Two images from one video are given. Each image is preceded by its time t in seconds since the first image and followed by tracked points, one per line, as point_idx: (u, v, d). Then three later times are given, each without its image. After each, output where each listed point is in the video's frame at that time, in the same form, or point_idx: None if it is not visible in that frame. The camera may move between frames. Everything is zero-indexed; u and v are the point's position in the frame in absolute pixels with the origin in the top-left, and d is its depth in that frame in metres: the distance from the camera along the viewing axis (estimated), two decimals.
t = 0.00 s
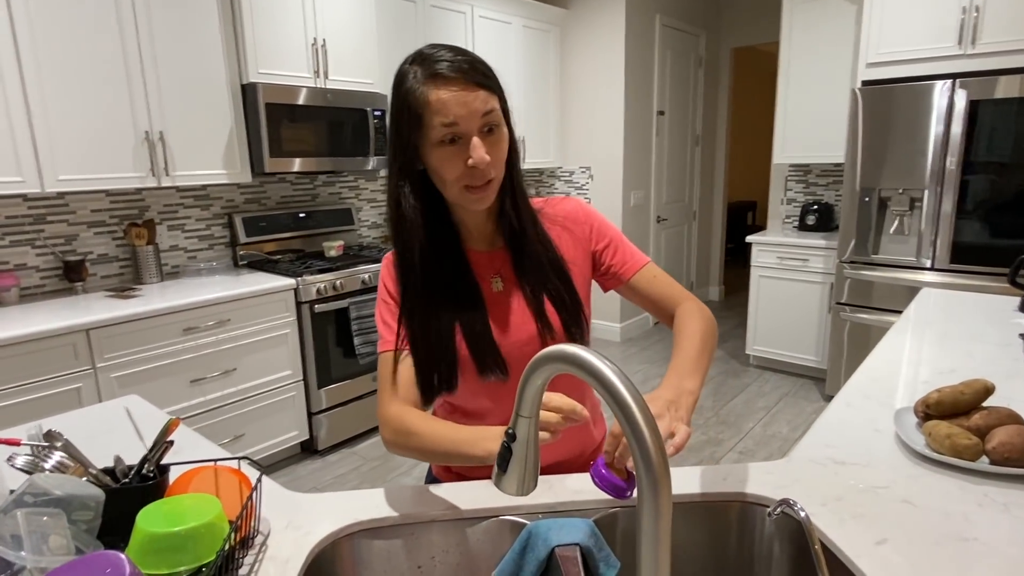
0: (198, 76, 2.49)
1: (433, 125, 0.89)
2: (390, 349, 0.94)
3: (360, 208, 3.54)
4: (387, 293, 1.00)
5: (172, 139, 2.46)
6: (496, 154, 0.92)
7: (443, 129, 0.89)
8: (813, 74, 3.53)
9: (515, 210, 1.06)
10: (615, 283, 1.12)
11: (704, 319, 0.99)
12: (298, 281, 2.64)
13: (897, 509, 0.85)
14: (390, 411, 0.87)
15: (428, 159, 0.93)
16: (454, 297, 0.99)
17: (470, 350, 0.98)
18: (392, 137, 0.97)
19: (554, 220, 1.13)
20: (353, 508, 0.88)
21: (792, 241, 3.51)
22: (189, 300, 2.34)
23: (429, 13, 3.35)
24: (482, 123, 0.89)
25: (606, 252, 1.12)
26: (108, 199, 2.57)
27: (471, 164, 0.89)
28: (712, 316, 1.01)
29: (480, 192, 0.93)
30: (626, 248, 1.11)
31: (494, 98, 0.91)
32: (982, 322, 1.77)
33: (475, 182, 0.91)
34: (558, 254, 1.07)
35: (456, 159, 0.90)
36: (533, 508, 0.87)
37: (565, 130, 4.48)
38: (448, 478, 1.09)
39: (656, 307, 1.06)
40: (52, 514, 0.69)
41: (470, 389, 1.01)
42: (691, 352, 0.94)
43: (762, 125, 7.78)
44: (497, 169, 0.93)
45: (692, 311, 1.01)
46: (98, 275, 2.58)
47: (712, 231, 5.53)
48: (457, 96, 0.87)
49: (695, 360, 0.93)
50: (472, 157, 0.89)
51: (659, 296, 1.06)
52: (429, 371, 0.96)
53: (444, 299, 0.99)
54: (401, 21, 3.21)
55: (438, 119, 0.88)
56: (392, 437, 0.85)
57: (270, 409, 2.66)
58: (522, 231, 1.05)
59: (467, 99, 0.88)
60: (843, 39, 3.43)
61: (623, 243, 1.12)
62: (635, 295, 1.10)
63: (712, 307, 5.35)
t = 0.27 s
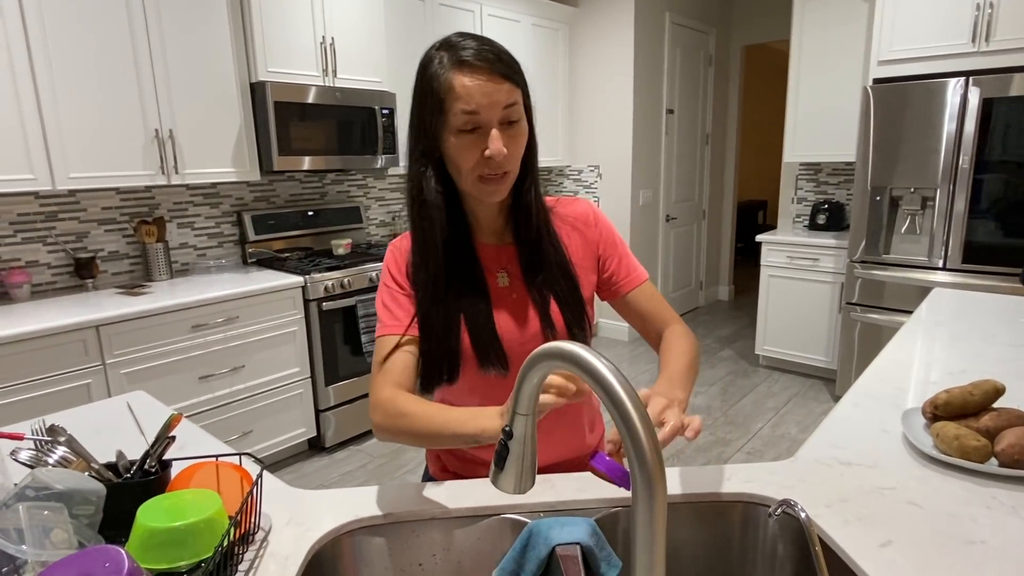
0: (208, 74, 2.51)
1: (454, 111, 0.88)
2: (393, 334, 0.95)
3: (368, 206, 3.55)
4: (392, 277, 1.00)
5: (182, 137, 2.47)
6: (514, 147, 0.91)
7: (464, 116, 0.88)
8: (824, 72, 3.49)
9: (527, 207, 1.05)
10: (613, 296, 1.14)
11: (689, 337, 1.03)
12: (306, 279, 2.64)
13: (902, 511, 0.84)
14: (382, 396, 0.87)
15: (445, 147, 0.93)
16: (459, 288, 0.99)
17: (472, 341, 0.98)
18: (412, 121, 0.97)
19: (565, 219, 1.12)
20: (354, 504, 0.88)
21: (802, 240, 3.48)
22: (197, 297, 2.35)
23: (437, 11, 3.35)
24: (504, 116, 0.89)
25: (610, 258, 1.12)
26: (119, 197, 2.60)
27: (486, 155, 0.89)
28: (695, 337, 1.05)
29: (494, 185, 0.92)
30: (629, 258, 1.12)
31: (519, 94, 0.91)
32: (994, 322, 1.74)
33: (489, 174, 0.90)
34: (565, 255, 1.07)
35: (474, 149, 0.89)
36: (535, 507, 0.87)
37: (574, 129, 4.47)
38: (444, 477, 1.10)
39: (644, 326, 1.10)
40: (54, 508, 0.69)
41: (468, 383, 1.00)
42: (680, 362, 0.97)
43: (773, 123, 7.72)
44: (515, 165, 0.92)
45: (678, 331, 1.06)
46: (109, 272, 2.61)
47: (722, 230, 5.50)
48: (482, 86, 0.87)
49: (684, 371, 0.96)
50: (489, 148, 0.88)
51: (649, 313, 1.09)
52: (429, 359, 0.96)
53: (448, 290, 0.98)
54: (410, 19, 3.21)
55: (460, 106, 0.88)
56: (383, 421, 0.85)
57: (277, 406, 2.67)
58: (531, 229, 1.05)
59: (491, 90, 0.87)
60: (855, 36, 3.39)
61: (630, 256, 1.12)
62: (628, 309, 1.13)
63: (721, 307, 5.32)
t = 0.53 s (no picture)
0: (215, 73, 2.52)
1: (481, 101, 0.88)
2: (393, 314, 0.93)
3: (375, 205, 3.55)
4: (396, 260, 1.00)
5: (189, 136, 2.48)
6: (534, 143, 0.91)
7: (490, 108, 0.88)
8: (834, 70, 3.46)
9: (536, 203, 1.05)
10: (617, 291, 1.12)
11: (697, 339, 1.00)
12: (312, 277, 2.65)
13: (908, 513, 0.83)
14: (374, 374, 0.85)
15: (465, 135, 0.93)
16: (462, 276, 0.99)
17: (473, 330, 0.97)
18: (434, 103, 0.96)
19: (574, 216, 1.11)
20: (354, 502, 0.88)
21: (811, 239, 3.46)
22: (204, 295, 2.36)
23: (444, 9, 3.35)
24: (529, 114, 0.89)
25: (614, 256, 1.11)
26: (127, 195, 2.61)
27: (506, 151, 0.89)
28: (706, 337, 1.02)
29: (508, 180, 0.92)
30: (634, 256, 1.11)
31: (547, 95, 0.90)
32: (1005, 323, 1.72)
33: (506, 169, 0.90)
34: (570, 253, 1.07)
35: (494, 141, 0.89)
36: (535, 507, 0.86)
37: (581, 128, 4.45)
38: (442, 476, 1.09)
39: (651, 322, 1.07)
40: (53, 504, 0.69)
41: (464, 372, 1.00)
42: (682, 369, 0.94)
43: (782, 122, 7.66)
44: (531, 164, 0.92)
45: (686, 330, 1.02)
46: (117, 270, 2.63)
47: (730, 229, 5.47)
48: (513, 81, 0.86)
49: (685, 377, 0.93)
50: (510, 144, 0.88)
51: (656, 311, 1.07)
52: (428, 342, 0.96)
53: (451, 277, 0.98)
54: (417, 17, 3.21)
55: (488, 97, 0.87)
56: (375, 399, 0.83)
57: (283, 404, 2.68)
58: (539, 225, 1.05)
59: (521, 86, 0.86)
60: (865, 34, 3.36)
61: (636, 254, 1.11)
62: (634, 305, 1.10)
63: (729, 306, 5.29)
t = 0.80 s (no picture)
0: (221, 73, 2.53)
1: (495, 99, 0.88)
2: (400, 307, 0.94)
3: (380, 205, 3.56)
4: (399, 256, 1.00)
5: (196, 136, 2.50)
6: (543, 144, 0.91)
7: (504, 106, 0.88)
8: (841, 69, 3.44)
9: (538, 203, 1.06)
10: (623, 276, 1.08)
11: (709, 321, 0.93)
12: (318, 277, 2.66)
13: (913, 514, 0.82)
14: (386, 361, 0.85)
15: (475, 131, 0.93)
16: (465, 273, 0.99)
17: (475, 328, 0.97)
18: (444, 98, 0.95)
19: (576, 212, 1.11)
20: (357, 501, 0.88)
21: (818, 239, 3.44)
22: (210, 294, 2.37)
23: (450, 9, 3.35)
24: (540, 115, 0.89)
25: (614, 248, 1.09)
26: (134, 195, 2.63)
27: (517, 150, 0.89)
28: (721, 312, 0.95)
29: (514, 179, 0.93)
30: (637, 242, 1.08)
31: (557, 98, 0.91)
32: (1014, 323, 1.70)
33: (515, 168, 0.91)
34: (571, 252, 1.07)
35: (504, 139, 0.89)
36: (537, 506, 0.86)
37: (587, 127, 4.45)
38: (446, 475, 1.09)
39: (662, 305, 1.01)
40: (58, 501, 0.70)
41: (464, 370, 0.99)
42: (687, 360, 0.87)
43: (790, 121, 7.63)
44: (539, 164, 0.93)
45: (697, 310, 0.95)
46: (125, 269, 2.64)
47: (737, 229, 5.44)
48: (529, 82, 0.86)
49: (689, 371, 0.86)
50: (521, 143, 0.89)
51: (665, 292, 1.01)
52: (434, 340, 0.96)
53: (453, 275, 0.98)
54: (422, 17, 3.21)
55: (501, 96, 0.87)
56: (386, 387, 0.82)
57: (289, 403, 2.69)
58: (539, 224, 1.06)
59: (535, 88, 0.87)
60: (873, 33, 3.34)
61: (638, 239, 1.08)
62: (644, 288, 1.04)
63: (735, 307, 5.26)
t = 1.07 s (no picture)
0: (225, 74, 2.53)
1: (493, 101, 0.88)
2: (401, 317, 0.93)
3: (384, 205, 3.56)
4: (398, 265, 1.00)
5: (200, 137, 2.50)
6: (540, 145, 0.91)
7: (502, 108, 0.88)
8: (846, 68, 3.43)
9: (535, 205, 1.06)
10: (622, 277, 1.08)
11: (706, 326, 0.92)
12: (322, 277, 2.66)
13: (917, 517, 0.82)
14: (388, 377, 0.85)
15: (473, 134, 0.92)
16: (465, 278, 0.99)
17: (475, 333, 0.97)
18: (441, 103, 0.95)
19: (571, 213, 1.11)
20: (359, 503, 0.88)
21: (822, 239, 3.42)
22: (214, 294, 2.38)
23: (453, 10, 3.35)
24: (538, 116, 0.89)
25: (614, 250, 1.09)
26: (139, 195, 2.64)
27: (516, 152, 0.89)
28: (718, 318, 0.94)
29: (515, 182, 0.92)
30: (637, 244, 1.08)
31: (555, 98, 0.91)
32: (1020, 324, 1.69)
33: (515, 170, 0.91)
34: (569, 254, 1.07)
35: (504, 141, 0.89)
36: (539, 508, 0.86)
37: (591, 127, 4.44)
38: (452, 476, 1.09)
39: (661, 308, 1.00)
40: (61, 502, 0.70)
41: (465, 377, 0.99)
42: (682, 364, 0.87)
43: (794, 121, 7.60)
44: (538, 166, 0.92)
45: (695, 313, 0.95)
46: (130, 269, 2.65)
47: (741, 229, 5.43)
48: (525, 82, 0.86)
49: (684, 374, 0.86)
50: (520, 145, 0.89)
51: (664, 295, 1.00)
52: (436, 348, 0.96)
53: (453, 281, 0.98)
54: (426, 18, 3.21)
55: (499, 98, 0.87)
56: (390, 401, 0.82)
57: (293, 403, 2.70)
58: (537, 227, 1.05)
59: (533, 89, 0.87)
60: (878, 31, 3.32)
61: (637, 241, 1.08)
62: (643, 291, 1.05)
63: (740, 307, 5.25)
